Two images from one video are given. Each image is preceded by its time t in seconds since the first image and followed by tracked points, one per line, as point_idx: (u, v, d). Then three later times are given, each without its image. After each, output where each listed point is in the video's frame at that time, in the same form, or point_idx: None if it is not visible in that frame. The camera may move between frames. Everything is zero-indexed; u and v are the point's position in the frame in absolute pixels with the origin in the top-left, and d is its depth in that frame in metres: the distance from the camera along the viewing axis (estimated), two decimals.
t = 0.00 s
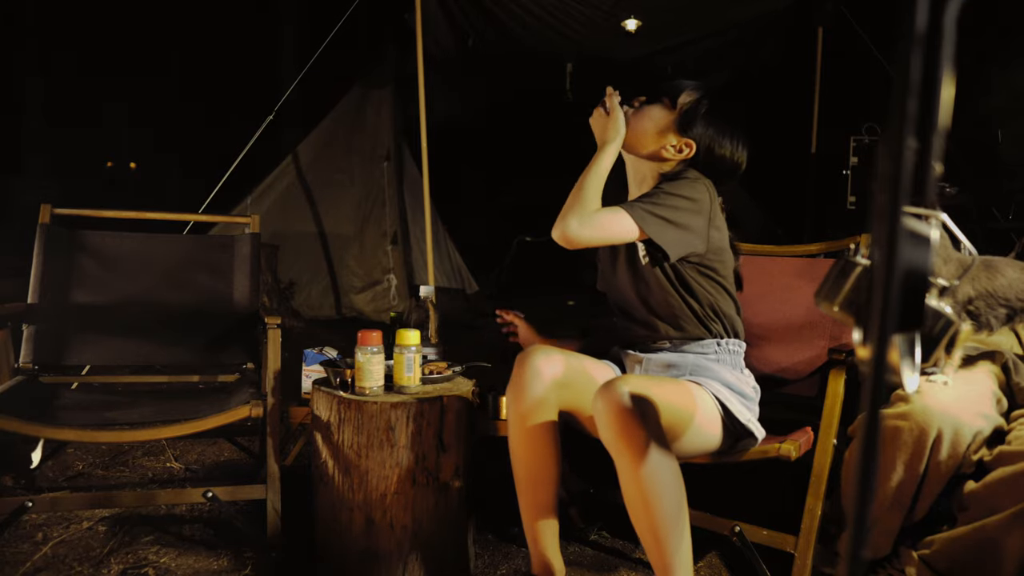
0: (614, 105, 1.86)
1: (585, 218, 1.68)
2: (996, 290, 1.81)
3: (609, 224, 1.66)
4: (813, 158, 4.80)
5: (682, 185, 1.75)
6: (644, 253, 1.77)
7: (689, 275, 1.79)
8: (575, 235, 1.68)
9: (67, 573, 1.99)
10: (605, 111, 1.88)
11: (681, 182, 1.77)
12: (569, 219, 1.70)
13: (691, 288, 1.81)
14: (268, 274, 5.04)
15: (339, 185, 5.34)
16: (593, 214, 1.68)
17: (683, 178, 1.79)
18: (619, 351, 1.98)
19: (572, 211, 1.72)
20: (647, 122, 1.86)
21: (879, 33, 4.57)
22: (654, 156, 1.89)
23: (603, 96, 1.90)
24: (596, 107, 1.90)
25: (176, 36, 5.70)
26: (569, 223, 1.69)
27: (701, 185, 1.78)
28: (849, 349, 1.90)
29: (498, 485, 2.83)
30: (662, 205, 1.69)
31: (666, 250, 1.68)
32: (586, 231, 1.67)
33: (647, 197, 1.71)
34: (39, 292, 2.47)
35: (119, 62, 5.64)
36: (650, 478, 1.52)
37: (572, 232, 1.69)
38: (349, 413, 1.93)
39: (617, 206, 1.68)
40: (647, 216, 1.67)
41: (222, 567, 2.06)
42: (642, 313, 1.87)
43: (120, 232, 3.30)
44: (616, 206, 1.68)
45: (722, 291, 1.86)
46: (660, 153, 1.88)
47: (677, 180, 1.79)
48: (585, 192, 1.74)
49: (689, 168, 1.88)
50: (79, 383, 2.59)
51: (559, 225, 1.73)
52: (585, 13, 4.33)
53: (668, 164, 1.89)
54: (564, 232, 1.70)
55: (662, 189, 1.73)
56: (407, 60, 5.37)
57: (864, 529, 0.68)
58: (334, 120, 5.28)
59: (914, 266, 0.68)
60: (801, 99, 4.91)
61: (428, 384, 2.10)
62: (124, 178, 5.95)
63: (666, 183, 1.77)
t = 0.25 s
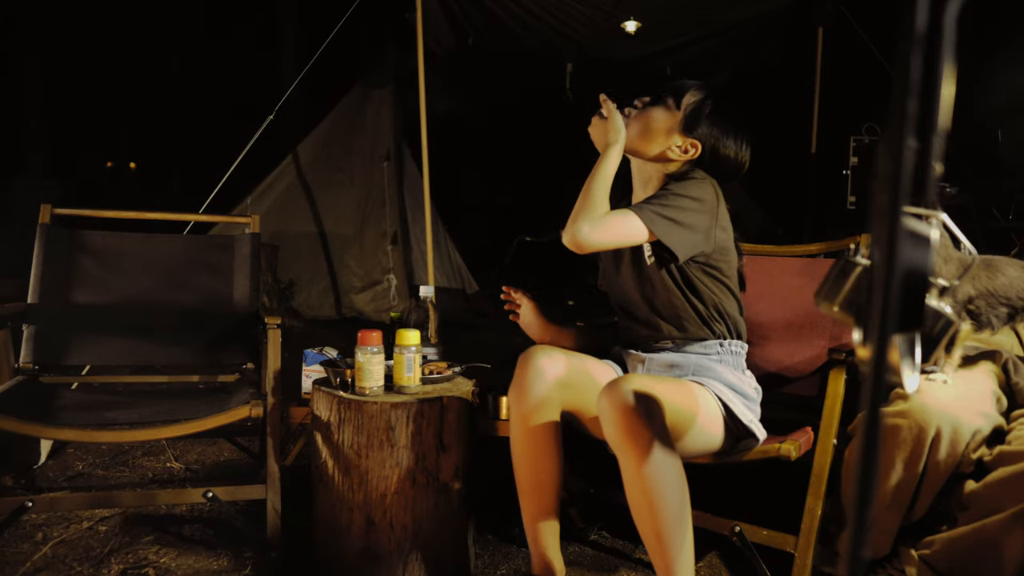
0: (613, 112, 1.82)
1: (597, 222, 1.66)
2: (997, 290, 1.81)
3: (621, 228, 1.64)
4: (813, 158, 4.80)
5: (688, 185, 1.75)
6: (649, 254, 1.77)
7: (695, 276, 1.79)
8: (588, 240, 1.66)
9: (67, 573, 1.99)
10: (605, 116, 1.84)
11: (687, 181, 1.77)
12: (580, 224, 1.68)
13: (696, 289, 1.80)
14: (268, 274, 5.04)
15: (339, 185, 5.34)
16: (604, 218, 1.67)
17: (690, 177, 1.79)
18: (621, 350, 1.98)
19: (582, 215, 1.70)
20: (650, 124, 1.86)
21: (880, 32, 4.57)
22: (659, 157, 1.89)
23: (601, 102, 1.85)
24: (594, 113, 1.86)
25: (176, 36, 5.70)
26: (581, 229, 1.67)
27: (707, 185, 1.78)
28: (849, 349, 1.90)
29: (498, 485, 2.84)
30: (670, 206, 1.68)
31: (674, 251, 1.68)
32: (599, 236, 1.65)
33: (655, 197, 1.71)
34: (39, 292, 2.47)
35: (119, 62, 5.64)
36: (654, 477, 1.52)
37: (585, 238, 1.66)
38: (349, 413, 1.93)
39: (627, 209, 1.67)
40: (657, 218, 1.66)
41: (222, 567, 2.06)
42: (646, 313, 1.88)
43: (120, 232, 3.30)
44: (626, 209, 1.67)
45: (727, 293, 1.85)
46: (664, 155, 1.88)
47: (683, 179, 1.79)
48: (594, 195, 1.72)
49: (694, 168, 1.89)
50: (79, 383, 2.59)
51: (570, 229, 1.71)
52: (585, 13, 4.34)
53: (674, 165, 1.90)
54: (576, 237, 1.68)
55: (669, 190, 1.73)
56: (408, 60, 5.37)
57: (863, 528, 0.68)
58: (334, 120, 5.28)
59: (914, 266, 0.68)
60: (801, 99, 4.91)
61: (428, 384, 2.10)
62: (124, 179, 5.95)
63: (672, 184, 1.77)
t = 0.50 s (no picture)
0: (613, 116, 1.82)
1: (603, 233, 1.66)
2: (998, 287, 1.81)
3: (625, 239, 1.65)
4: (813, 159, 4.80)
5: (689, 189, 1.75)
6: (650, 257, 1.77)
7: (698, 279, 1.79)
8: (593, 252, 1.66)
9: (67, 573, 1.99)
10: (604, 120, 1.83)
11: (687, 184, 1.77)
12: (585, 236, 1.67)
13: (698, 291, 1.80)
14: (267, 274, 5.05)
15: (339, 185, 5.34)
16: (608, 228, 1.67)
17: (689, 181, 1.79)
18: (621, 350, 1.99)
19: (586, 225, 1.70)
20: (650, 126, 1.87)
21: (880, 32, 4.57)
22: (659, 158, 1.89)
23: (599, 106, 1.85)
24: (592, 117, 1.85)
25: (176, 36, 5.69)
26: (586, 240, 1.67)
27: (708, 187, 1.78)
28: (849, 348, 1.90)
29: (498, 485, 2.84)
30: (673, 211, 1.69)
31: (677, 255, 1.68)
32: (605, 248, 1.65)
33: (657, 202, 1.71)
34: (39, 293, 2.47)
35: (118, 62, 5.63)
36: (653, 477, 1.52)
37: (591, 250, 1.66)
38: (349, 413, 1.93)
39: (631, 217, 1.68)
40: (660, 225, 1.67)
41: (222, 567, 2.06)
42: (646, 314, 1.88)
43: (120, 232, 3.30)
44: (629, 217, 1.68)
45: (728, 294, 1.85)
46: (665, 157, 1.89)
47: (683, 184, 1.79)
48: (598, 204, 1.71)
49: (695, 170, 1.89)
50: (79, 384, 2.59)
51: (575, 241, 1.70)
52: (585, 13, 4.34)
53: (674, 167, 1.90)
54: (582, 249, 1.67)
55: (670, 193, 1.73)
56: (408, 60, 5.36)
57: (864, 528, 0.68)
58: (334, 120, 5.28)
59: (915, 266, 0.68)
60: (801, 99, 4.90)
61: (428, 384, 2.10)
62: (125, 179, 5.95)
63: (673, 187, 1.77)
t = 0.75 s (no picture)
0: (618, 118, 1.81)
1: (605, 238, 1.66)
2: (996, 291, 1.82)
3: (627, 243, 1.65)
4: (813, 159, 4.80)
5: (686, 190, 1.75)
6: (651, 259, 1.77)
7: (700, 281, 1.79)
8: (596, 258, 1.66)
9: (67, 573, 1.99)
10: (606, 122, 1.82)
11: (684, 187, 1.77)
12: (588, 242, 1.67)
13: (698, 292, 1.80)
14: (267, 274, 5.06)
15: (339, 185, 5.34)
16: (610, 234, 1.66)
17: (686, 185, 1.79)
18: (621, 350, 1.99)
19: (587, 231, 1.69)
20: (647, 127, 1.86)
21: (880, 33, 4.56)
22: (657, 158, 1.89)
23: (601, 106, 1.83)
24: (594, 118, 1.84)
25: (176, 36, 5.70)
26: (589, 247, 1.66)
27: (706, 188, 1.78)
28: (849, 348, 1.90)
29: (499, 485, 2.84)
30: (673, 214, 1.68)
31: (678, 258, 1.68)
32: (608, 253, 1.65)
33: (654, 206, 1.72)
34: (39, 292, 2.47)
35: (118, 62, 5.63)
36: (653, 477, 1.52)
37: (593, 256, 1.66)
38: (349, 413, 1.93)
39: (632, 221, 1.67)
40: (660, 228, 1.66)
41: (222, 567, 2.06)
42: (647, 316, 1.88)
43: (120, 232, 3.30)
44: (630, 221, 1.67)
45: (729, 295, 1.85)
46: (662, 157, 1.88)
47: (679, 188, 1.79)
48: (599, 209, 1.71)
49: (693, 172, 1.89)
50: (79, 384, 2.59)
51: (578, 247, 1.70)
52: (585, 13, 4.34)
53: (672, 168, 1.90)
54: (585, 256, 1.67)
55: (669, 196, 1.72)
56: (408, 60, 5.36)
57: (864, 529, 0.68)
58: (334, 120, 5.28)
59: (914, 266, 0.68)
60: (801, 100, 4.90)
61: (428, 384, 2.10)
62: (125, 179, 5.94)
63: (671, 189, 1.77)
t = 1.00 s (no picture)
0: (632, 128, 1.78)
1: (615, 247, 1.65)
2: (1001, 294, 1.79)
3: (635, 252, 1.65)
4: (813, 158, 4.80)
5: (686, 194, 1.74)
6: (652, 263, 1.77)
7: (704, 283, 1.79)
8: (606, 268, 1.66)
9: (67, 573, 1.99)
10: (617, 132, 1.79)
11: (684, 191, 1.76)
12: (598, 252, 1.66)
13: (699, 294, 1.79)
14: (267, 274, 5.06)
15: (339, 185, 5.33)
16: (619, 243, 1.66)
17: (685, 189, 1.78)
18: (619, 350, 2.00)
19: (597, 241, 1.68)
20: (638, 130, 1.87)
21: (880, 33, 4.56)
22: (652, 158, 1.91)
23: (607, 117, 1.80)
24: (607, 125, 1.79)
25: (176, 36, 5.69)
26: (599, 257, 1.66)
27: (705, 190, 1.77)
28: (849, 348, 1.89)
29: (499, 485, 2.84)
30: (676, 221, 1.67)
31: (681, 262, 1.68)
32: (618, 263, 1.65)
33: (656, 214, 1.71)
34: (39, 292, 2.47)
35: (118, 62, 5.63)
36: (653, 477, 1.52)
37: (603, 266, 1.66)
38: (349, 413, 1.93)
39: (637, 228, 1.67)
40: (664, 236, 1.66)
41: (222, 567, 2.06)
42: (649, 318, 1.89)
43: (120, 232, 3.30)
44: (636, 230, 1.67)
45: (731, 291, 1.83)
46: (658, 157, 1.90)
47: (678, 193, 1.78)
48: (608, 218, 1.69)
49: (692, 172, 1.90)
50: (79, 384, 2.59)
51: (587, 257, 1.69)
52: (585, 13, 4.33)
53: (670, 165, 1.92)
54: (595, 266, 1.67)
55: (671, 199, 1.72)
56: (408, 60, 5.35)
57: (864, 529, 0.68)
58: (334, 120, 5.28)
59: (914, 267, 0.68)
60: (801, 99, 4.90)
61: (428, 384, 2.10)
62: (124, 178, 5.94)
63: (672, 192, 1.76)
